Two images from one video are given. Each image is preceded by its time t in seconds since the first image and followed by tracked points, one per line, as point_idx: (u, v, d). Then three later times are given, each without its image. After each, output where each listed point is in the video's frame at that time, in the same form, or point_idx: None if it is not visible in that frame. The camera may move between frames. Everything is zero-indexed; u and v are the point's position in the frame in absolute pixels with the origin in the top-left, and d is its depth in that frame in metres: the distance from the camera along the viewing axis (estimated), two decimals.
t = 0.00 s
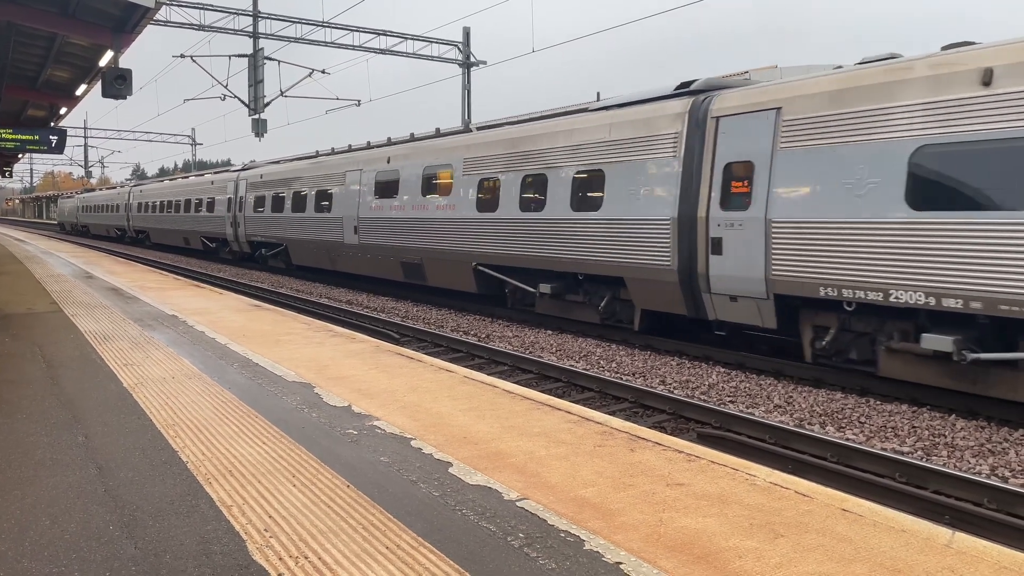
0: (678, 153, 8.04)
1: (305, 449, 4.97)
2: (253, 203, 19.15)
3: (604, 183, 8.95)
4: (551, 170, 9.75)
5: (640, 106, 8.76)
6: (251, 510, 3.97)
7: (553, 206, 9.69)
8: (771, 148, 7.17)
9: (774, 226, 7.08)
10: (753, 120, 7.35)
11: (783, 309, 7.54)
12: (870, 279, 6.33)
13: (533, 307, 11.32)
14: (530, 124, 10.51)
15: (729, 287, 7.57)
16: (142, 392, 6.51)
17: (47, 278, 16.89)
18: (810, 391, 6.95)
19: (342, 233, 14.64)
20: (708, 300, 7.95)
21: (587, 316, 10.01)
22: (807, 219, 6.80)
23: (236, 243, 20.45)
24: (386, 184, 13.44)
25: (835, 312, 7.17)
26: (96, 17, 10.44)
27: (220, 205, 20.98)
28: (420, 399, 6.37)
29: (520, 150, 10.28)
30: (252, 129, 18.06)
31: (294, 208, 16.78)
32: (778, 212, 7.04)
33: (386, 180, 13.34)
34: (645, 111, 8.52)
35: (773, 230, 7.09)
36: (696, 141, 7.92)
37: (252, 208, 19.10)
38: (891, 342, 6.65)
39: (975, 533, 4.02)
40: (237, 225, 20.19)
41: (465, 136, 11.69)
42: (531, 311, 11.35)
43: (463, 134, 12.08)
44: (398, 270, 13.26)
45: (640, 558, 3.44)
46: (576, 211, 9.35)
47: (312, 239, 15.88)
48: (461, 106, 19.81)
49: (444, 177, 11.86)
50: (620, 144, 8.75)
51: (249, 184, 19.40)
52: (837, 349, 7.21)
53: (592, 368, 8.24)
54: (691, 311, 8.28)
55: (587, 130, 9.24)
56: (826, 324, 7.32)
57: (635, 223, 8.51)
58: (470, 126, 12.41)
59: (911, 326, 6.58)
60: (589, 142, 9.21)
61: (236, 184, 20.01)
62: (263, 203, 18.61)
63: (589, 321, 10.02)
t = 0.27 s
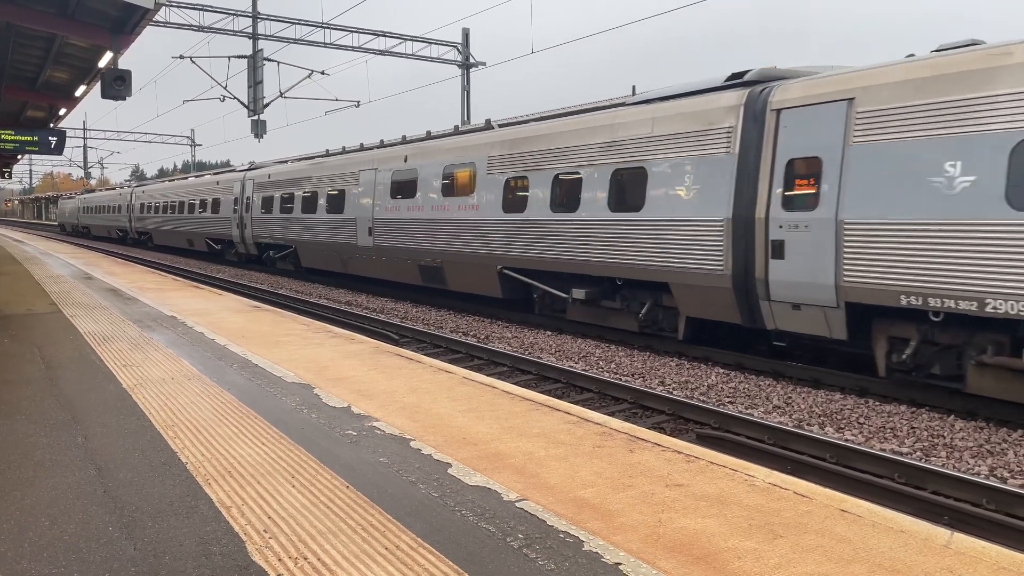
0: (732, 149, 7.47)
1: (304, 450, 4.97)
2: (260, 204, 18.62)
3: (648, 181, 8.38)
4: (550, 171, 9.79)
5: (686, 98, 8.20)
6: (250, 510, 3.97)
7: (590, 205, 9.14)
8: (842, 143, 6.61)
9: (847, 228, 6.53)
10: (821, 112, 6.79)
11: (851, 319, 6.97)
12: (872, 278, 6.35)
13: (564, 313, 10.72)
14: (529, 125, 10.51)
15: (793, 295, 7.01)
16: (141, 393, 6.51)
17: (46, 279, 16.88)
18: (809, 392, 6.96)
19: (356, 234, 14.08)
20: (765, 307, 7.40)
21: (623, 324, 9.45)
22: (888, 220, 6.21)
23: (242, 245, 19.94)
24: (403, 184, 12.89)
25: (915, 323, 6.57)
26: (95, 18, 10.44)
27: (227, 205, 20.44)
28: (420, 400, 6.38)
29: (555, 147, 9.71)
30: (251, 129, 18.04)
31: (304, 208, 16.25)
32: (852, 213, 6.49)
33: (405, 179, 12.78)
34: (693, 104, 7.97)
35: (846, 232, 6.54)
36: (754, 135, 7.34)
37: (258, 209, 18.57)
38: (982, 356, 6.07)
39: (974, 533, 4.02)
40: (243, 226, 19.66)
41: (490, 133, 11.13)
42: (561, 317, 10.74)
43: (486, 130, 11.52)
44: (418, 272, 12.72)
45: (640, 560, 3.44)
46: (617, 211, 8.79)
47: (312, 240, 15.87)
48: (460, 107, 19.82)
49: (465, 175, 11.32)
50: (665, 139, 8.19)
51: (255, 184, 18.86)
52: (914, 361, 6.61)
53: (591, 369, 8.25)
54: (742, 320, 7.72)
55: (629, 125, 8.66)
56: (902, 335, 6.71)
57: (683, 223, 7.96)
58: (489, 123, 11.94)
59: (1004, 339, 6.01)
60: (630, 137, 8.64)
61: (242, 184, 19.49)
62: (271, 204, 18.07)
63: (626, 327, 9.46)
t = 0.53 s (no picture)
0: (798, 146, 6.85)
1: (304, 452, 4.97)
2: (269, 206, 18.04)
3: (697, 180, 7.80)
4: (550, 173, 9.80)
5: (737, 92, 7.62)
6: (250, 512, 3.97)
7: (631, 207, 8.59)
8: (929, 136, 6.00)
9: (937, 230, 5.92)
10: (904, 103, 6.17)
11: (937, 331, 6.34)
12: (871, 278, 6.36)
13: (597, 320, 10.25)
14: (529, 126, 10.48)
15: (871, 304, 6.42)
16: (141, 394, 6.50)
17: (46, 280, 16.88)
18: (808, 393, 6.96)
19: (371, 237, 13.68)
20: (835, 317, 6.81)
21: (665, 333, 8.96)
22: (995, 221, 5.54)
23: (249, 247, 19.34)
24: (422, 185, 12.40)
25: (1014, 337, 5.93)
26: (96, 19, 10.46)
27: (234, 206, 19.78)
28: (419, 401, 6.38)
29: (593, 145, 9.12)
30: (251, 131, 18.05)
31: (317, 210, 15.67)
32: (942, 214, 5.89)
33: (425, 181, 12.26)
34: (747, 97, 7.39)
35: (936, 235, 5.93)
36: (823, 130, 6.71)
37: (267, 211, 17.99)
38: None
39: (973, 534, 4.03)
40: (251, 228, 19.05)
41: (517, 130, 10.60)
42: (593, 324, 10.28)
43: (510, 128, 10.99)
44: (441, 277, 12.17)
45: (639, 561, 3.44)
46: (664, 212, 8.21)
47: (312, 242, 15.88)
48: (460, 109, 19.85)
49: (486, 175, 10.90)
50: (718, 136, 7.59)
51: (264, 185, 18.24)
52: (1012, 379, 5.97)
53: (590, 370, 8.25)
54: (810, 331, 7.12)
55: (677, 119, 8.05)
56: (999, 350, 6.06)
57: (742, 226, 7.36)
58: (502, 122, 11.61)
59: None
60: (677, 133, 8.05)
61: (249, 184, 18.88)
62: (280, 206, 17.47)
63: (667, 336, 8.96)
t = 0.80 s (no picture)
0: (880, 139, 6.18)
1: (304, 453, 4.97)
2: (278, 206, 17.56)
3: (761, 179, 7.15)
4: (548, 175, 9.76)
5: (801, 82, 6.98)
6: (250, 513, 3.98)
7: (680, 210, 7.96)
8: None
9: None
10: (1008, 90, 5.51)
11: None
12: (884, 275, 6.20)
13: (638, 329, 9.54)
14: (528, 128, 10.39)
15: (964, 314, 5.81)
16: (141, 396, 6.49)
17: (46, 282, 16.87)
18: (808, 395, 6.97)
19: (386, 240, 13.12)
20: (919, 327, 6.18)
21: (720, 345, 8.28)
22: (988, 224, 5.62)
23: (256, 249, 18.80)
24: (443, 185, 11.80)
25: None
26: (96, 21, 10.46)
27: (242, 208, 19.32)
28: (420, 403, 6.38)
29: (636, 141, 8.46)
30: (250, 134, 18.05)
31: (329, 212, 15.21)
32: None
33: (446, 182, 11.65)
34: (817, 87, 6.73)
35: None
36: (907, 122, 6.05)
37: (276, 212, 17.51)
38: None
39: (974, 536, 4.02)
40: (259, 230, 18.55)
41: (544, 127, 10.00)
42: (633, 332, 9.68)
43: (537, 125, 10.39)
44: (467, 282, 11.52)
45: (639, 562, 3.44)
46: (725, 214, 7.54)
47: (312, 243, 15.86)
48: (459, 110, 19.84)
49: (511, 174, 10.41)
50: (783, 131, 6.94)
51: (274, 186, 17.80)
52: None
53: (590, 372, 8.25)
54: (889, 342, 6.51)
55: (733, 113, 7.39)
56: None
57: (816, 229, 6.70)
58: (507, 122, 11.37)
59: None
60: (734, 128, 7.39)
61: (257, 186, 18.44)
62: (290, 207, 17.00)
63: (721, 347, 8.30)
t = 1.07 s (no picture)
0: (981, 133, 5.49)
1: (304, 455, 4.97)
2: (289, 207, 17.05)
3: (835, 177, 6.47)
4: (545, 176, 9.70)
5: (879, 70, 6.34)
6: (249, 515, 3.97)
7: (739, 211, 7.29)
8: None
9: None
10: None
11: None
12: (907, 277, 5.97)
13: (685, 338, 8.86)
14: (528, 130, 10.33)
15: None
16: (141, 398, 6.49)
17: (46, 284, 16.87)
18: (808, 397, 6.97)
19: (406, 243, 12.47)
20: None
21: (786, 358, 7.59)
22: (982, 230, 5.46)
23: (265, 251, 18.28)
24: (467, 185, 11.18)
25: None
26: (96, 23, 10.47)
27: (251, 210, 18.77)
28: (420, 405, 6.38)
29: (685, 136, 7.81)
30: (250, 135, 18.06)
31: (343, 213, 14.63)
32: None
33: (472, 181, 11.02)
34: (901, 75, 6.10)
35: None
36: (1011, 113, 5.36)
37: (286, 212, 16.97)
38: None
39: (975, 538, 4.01)
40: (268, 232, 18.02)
41: (577, 123, 9.42)
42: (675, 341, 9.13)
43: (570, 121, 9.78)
44: (494, 287, 10.93)
45: (639, 564, 3.44)
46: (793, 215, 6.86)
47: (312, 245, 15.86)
48: (459, 112, 19.85)
49: (553, 181, 9.59)
50: (859, 123, 6.29)
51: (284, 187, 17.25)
52: None
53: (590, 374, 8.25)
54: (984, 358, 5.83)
55: (801, 104, 6.74)
56: None
57: (898, 232, 6.02)
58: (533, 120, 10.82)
59: None
60: (804, 121, 6.73)
61: (266, 186, 17.91)
62: (301, 208, 16.47)
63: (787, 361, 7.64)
